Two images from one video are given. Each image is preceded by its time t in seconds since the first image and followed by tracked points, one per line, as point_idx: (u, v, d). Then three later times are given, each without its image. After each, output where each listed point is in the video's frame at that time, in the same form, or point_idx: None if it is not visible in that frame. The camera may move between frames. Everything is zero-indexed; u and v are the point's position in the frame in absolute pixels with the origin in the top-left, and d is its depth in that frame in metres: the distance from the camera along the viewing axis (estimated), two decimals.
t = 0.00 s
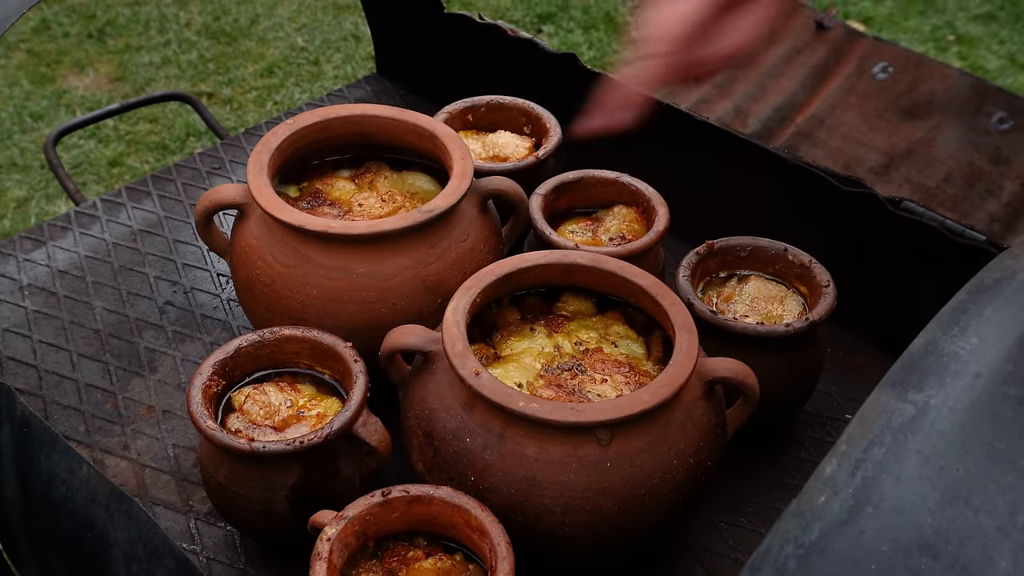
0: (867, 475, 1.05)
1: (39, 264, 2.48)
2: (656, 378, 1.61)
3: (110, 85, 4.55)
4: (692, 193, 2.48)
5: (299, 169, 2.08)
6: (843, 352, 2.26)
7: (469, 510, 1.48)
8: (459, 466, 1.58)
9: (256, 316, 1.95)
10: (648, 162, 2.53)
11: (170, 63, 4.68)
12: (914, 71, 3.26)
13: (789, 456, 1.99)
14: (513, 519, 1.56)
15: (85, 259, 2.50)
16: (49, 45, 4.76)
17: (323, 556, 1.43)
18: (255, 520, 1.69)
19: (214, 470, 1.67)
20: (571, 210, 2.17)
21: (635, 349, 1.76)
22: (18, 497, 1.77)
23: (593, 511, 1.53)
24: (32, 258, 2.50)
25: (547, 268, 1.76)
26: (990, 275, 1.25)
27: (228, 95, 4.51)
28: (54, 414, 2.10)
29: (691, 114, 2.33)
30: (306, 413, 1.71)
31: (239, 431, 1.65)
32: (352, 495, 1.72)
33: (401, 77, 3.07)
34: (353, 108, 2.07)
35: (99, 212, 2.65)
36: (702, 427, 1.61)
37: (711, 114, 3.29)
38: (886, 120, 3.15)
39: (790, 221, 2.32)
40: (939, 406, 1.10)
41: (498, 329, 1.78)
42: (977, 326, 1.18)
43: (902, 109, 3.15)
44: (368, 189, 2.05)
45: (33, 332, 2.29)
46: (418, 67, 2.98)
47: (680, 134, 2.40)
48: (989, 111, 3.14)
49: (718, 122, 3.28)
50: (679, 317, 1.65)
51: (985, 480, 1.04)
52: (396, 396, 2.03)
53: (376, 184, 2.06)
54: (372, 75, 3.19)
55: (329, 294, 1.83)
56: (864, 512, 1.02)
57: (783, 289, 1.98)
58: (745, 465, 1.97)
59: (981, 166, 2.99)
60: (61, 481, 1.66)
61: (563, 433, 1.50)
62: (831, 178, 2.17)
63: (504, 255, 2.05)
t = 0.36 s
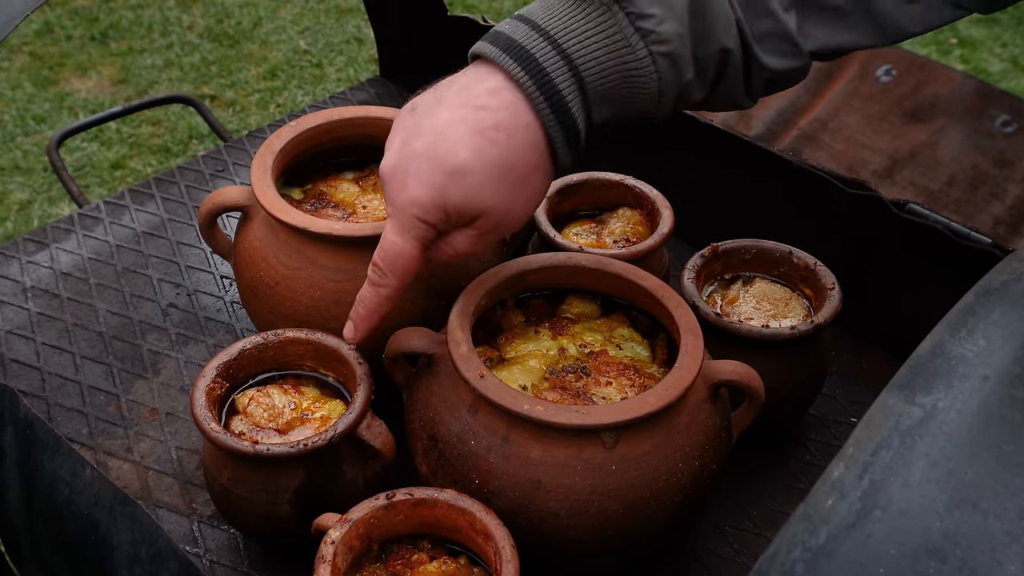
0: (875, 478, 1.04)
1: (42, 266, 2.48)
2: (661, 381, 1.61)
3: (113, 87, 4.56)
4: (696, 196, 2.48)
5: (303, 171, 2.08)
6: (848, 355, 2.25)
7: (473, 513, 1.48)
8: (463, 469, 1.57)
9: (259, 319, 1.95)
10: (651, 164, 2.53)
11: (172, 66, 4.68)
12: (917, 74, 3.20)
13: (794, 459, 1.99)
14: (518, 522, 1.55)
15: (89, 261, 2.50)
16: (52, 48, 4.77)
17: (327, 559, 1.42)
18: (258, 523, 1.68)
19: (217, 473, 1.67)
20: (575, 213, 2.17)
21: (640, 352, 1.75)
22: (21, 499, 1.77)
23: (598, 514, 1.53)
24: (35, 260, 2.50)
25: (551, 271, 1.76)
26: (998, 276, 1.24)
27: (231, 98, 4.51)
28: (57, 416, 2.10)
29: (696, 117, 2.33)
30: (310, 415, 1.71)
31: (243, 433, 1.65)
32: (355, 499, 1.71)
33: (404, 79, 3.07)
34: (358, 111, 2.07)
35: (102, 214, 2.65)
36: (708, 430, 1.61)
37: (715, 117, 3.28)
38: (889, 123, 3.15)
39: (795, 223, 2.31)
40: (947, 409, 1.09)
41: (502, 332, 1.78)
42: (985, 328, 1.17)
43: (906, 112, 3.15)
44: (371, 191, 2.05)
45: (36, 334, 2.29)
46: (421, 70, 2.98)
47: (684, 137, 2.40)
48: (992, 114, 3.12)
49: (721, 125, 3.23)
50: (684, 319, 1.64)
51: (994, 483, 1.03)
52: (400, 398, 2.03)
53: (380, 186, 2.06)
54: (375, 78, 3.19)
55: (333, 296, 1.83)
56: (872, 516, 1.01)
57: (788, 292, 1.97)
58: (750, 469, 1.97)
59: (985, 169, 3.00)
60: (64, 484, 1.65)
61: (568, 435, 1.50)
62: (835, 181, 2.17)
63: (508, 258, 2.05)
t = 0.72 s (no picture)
0: (882, 484, 1.02)
1: (45, 268, 2.48)
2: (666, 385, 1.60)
3: (116, 88, 4.56)
4: (700, 199, 2.48)
5: (306, 174, 2.08)
6: (853, 359, 2.24)
7: (477, 517, 1.47)
8: (467, 473, 1.57)
9: (262, 321, 1.94)
10: (655, 167, 2.53)
11: (175, 67, 4.68)
12: (922, 76, 3.23)
13: (798, 463, 1.98)
14: (521, 526, 1.54)
15: (92, 262, 2.50)
16: (55, 49, 4.77)
17: (330, 563, 1.41)
18: (261, 526, 1.68)
19: (220, 476, 1.66)
20: (578, 216, 2.16)
21: (644, 355, 1.75)
22: (24, 502, 1.76)
23: (601, 519, 1.52)
24: (38, 261, 2.50)
25: (555, 274, 1.75)
26: (1005, 281, 1.23)
27: (234, 99, 4.52)
28: (60, 418, 2.10)
29: (700, 119, 2.33)
30: (314, 418, 1.70)
31: (246, 436, 1.65)
32: (359, 502, 1.71)
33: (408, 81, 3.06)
34: (362, 113, 2.06)
35: (106, 215, 2.65)
36: (712, 434, 1.60)
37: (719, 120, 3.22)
38: (894, 125, 3.15)
39: (799, 226, 2.31)
40: (954, 415, 1.07)
41: (506, 335, 1.77)
42: (992, 333, 1.15)
43: (911, 114, 3.15)
44: (375, 194, 2.05)
45: (39, 336, 2.29)
46: (425, 72, 2.98)
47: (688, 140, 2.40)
48: (998, 116, 3.15)
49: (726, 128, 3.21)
50: (689, 323, 1.64)
51: (1001, 491, 1.02)
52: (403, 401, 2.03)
53: (384, 188, 2.06)
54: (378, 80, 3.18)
55: (337, 299, 1.82)
56: (879, 522, 1.00)
57: (793, 295, 1.97)
58: (754, 473, 1.96)
59: (990, 172, 2.99)
60: (67, 486, 1.65)
61: (571, 439, 1.49)
62: (840, 184, 2.17)
63: (513, 261, 2.04)
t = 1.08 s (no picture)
0: (887, 488, 1.01)
1: (47, 269, 2.48)
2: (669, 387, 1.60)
3: (118, 90, 4.56)
4: (704, 201, 2.47)
5: (309, 175, 2.08)
6: (856, 361, 2.24)
7: (480, 520, 1.47)
8: (469, 475, 1.57)
9: (265, 322, 1.94)
10: (658, 169, 2.52)
11: (178, 68, 4.68)
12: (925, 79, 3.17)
13: (801, 465, 1.98)
14: (524, 528, 1.54)
15: (94, 264, 2.50)
16: (58, 50, 4.78)
17: (333, 565, 1.41)
18: (264, 528, 1.67)
19: (223, 478, 1.66)
20: (582, 217, 2.16)
21: (647, 358, 1.75)
22: (26, 503, 1.76)
23: (604, 521, 1.52)
24: (40, 262, 2.50)
25: (558, 276, 1.75)
26: (1009, 285, 1.23)
27: (236, 100, 4.52)
28: (63, 419, 2.09)
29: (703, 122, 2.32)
30: (316, 420, 1.70)
31: (248, 438, 1.64)
32: (362, 504, 1.70)
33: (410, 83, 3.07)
34: (365, 114, 2.06)
35: (108, 216, 2.65)
36: (715, 437, 1.60)
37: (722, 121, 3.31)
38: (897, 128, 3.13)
39: (803, 227, 2.30)
40: (960, 418, 1.06)
41: (509, 337, 1.77)
42: (997, 336, 1.15)
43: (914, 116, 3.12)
44: (378, 195, 2.05)
45: (42, 337, 2.29)
46: (427, 74, 2.98)
47: (690, 143, 2.40)
48: (1001, 118, 3.12)
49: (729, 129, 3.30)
50: (692, 325, 1.63)
51: (1006, 495, 1.01)
52: (406, 403, 2.03)
53: (387, 190, 2.06)
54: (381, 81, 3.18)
55: (339, 300, 1.82)
56: (884, 526, 0.99)
57: (796, 297, 1.96)
58: (757, 476, 1.96)
59: (993, 175, 2.96)
60: (69, 487, 1.65)
61: (575, 442, 1.49)
62: (843, 185, 2.16)
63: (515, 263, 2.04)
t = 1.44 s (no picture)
0: (889, 485, 1.01)
1: (51, 268, 2.48)
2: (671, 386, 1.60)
3: (122, 90, 4.57)
4: (706, 201, 2.48)
5: (312, 175, 2.08)
6: (859, 361, 2.24)
7: (483, 517, 1.47)
8: (472, 473, 1.57)
9: (268, 321, 1.94)
10: (661, 168, 2.52)
11: (181, 69, 4.69)
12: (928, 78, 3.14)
13: (803, 464, 1.98)
14: (527, 526, 1.54)
15: (98, 263, 2.51)
16: (61, 51, 4.79)
17: (336, 563, 1.41)
18: (267, 526, 1.68)
19: (226, 476, 1.66)
20: (584, 217, 2.16)
21: (649, 356, 1.75)
22: (30, 502, 1.77)
23: (607, 519, 1.52)
24: (44, 262, 2.50)
25: (561, 274, 1.75)
26: (1011, 283, 1.23)
27: (239, 100, 4.53)
28: (66, 418, 2.10)
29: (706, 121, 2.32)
30: (319, 419, 1.70)
31: (252, 436, 1.65)
32: (365, 503, 1.71)
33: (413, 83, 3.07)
34: (367, 113, 2.06)
35: (112, 216, 2.66)
36: (718, 435, 1.60)
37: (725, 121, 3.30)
38: (900, 128, 3.13)
39: (805, 226, 2.30)
40: (962, 415, 1.06)
41: (512, 336, 1.77)
42: (999, 334, 1.15)
43: (917, 116, 3.12)
44: (381, 194, 2.05)
45: (45, 336, 2.29)
46: (430, 74, 2.98)
47: (693, 143, 2.40)
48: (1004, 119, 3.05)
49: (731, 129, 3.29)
50: (695, 324, 1.63)
51: (1008, 492, 1.02)
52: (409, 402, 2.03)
53: (390, 189, 2.06)
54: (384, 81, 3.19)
55: (342, 299, 1.82)
56: (886, 523, 0.99)
57: (799, 297, 1.96)
58: (760, 474, 1.96)
59: (996, 174, 2.97)
60: (72, 485, 1.65)
61: (577, 440, 1.49)
62: (846, 185, 2.16)
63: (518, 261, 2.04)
